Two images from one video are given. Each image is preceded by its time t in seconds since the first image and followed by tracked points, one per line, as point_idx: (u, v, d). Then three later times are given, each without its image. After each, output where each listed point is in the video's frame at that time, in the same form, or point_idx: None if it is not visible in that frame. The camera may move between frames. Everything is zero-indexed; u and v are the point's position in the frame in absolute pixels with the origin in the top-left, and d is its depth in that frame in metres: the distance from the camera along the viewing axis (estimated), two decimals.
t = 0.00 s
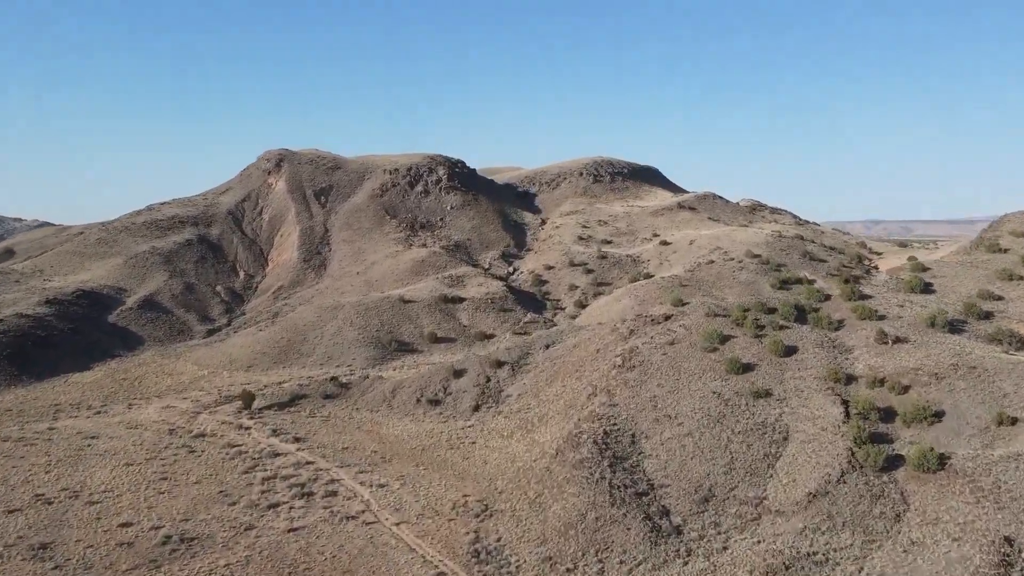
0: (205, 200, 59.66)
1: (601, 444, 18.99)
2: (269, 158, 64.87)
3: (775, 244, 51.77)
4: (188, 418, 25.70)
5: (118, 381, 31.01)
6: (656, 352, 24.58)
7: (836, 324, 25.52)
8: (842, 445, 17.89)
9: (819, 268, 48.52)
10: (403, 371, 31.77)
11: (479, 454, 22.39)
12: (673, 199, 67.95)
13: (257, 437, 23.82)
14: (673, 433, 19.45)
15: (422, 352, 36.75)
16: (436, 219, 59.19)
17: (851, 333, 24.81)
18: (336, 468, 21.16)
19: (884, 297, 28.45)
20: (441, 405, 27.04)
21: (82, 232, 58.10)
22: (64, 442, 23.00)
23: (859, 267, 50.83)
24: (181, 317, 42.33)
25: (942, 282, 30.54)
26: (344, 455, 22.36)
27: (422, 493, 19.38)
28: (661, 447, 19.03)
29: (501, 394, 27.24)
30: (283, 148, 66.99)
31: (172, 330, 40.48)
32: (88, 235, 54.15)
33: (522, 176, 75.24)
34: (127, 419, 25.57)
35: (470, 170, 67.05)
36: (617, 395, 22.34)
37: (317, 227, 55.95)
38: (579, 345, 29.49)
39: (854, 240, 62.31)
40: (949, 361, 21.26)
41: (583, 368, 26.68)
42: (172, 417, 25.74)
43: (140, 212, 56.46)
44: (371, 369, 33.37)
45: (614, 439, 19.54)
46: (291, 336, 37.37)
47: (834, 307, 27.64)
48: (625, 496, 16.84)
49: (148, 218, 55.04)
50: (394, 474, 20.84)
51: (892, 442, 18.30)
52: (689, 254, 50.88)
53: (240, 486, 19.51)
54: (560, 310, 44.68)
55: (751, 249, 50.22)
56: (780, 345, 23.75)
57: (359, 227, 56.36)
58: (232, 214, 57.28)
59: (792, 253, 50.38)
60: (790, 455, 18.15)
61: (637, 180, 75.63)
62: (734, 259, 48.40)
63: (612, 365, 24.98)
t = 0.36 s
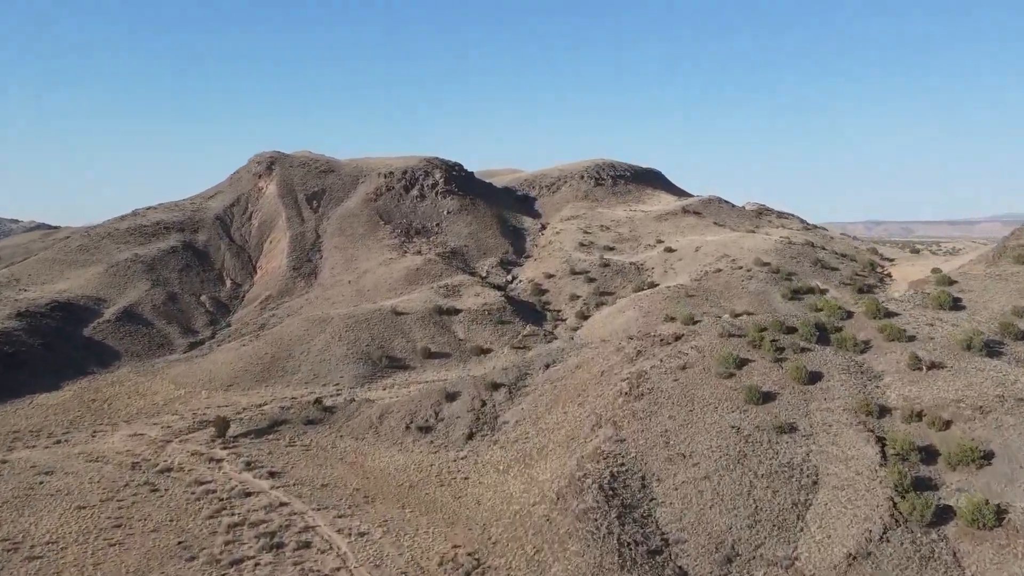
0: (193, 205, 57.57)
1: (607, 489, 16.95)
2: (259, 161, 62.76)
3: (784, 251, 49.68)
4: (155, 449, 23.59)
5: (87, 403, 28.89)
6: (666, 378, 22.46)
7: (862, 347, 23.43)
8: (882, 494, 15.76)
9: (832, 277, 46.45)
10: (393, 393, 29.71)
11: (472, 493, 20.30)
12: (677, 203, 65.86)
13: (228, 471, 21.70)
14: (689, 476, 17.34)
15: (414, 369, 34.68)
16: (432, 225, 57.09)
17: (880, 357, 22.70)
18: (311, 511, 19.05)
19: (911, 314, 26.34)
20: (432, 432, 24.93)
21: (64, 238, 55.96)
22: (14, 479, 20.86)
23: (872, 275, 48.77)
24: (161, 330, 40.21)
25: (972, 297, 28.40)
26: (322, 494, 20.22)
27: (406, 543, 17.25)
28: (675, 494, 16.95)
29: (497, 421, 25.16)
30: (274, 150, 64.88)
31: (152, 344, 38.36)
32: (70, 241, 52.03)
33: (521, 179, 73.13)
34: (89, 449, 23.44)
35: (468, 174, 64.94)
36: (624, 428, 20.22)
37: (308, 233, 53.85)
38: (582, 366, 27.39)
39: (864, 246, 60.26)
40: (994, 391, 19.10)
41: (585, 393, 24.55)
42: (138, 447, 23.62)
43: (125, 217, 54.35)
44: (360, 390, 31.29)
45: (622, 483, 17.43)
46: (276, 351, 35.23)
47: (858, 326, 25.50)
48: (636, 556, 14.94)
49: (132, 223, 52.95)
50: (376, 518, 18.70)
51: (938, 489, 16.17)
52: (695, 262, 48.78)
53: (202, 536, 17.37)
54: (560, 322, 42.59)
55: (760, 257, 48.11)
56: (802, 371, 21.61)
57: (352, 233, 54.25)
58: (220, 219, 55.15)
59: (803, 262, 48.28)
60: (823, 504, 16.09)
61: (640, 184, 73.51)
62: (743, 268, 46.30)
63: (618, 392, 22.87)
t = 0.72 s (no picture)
0: (181, 210, 55.54)
1: (616, 547, 15.00)
2: (250, 164, 60.74)
3: (795, 260, 47.65)
4: (118, 484, 21.53)
5: (52, 429, 26.82)
6: (679, 410, 20.41)
7: (892, 373, 21.37)
8: (933, 558, 13.76)
9: (845, 286, 44.42)
10: (382, 417, 27.69)
11: (465, 541, 18.26)
12: (682, 208, 63.79)
13: (195, 513, 19.66)
14: (708, 531, 15.34)
15: (407, 388, 32.65)
16: (428, 231, 55.05)
17: (913, 386, 20.62)
18: (284, 563, 17.01)
19: (942, 334, 24.29)
20: (422, 465, 22.89)
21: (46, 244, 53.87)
22: None
23: (887, 284, 46.75)
24: (141, 344, 38.15)
25: (1006, 313, 26.32)
26: (297, 542, 18.18)
27: None
28: (694, 552, 14.98)
29: (492, 453, 23.13)
30: (266, 153, 62.84)
31: (130, 359, 36.31)
32: (51, 248, 49.96)
33: (521, 182, 71.04)
34: (44, 485, 21.37)
35: (466, 178, 62.90)
36: (632, 468, 18.17)
37: (299, 240, 51.81)
38: (585, 390, 25.34)
39: (875, 253, 58.28)
40: None
41: (589, 422, 22.49)
42: (100, 482, 21.56)
43: (109, 224, 52.31)
44: (347, 412, 29.27)
45: (632, 539, 15.42)
46: (260, 368, 33.14)
47: (885, 349, 23.43)
48: None
49: (116, 230, 50.94)
50: (355, 573, 16.66)
51: (995, 548, 14.09)
52: (702, 271, 46.73)
53: None
54: (561, 335, 40.55)
55: (770, 266, 46.05)
56: (830, 402, 19.51)
57: (344, 240, 52.22)
58: (207, 225, 53.12)
59: (815, 271, 46.23)
60: (863, 568, 14.14)
61: (643, 187, 71.46)
62: (752, 278, 44.25)
63: (625, 423, 20.83)
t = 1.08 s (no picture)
0: (168, 216, 53.47)
1: None
2: (240, 168, 58.65)
3: (806, 270, 45.49)
4: (72, 529, 19.43)
5: (10, 459, 24.72)
6: (695, 450, 18.29)
7: (931, 407, 19.22)
8: None
9: (861, 297, 42.25)
10: (369, 446, 25.58)
11: None
12: (687, 213, 61.65)
13: (152, 566, 17.55)
14: None
15: (397, 410, 30.52)
16: (424, 238, 52.93)
17: (956, 424, 18.44)
18: None
19: (981, 359, 22.11)
20: (409, 505, 20.77)
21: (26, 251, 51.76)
22: None
23: (904, 296, 44.56)
24: (117, 360, 36.04)
25: None
26: None
27: None
28: None
29: (487, 492, 21.02)
30: (257, 157, 60.74)
31: (105, 377, 34.22)
32: (30, 255, 47.87)
33: (521, 187, 68.92)
34: None
35: (463, 182, 60.77)
36: (644, 522, 16.08)
37: (289, 247, 49.70)
38: (588, 419, 23.23)
39: (888, 261, 56.12)
40: None
41: (593, 458, 20.33)
42: (52, 527, 19.46)
43: (91, 230, 50.22)
44: (331, 439, 27.14)
45: None
46: (241, 388, 31.02)
47: (920, 377, 21.26)
48: None
49: (99, 237, 48.84)
50: None
51: None
52: (709, 281, 44.61)
53: None
54: (563, 350, 38.41)
55: (781, 276, 43.90)
56: (864, 442, 17.35)
57: (336, 247, 50.12)
58: (194, 232, 51.03)
59: (828, 281, 44.06)
60: None
61: (646, 192, 69.32)
62: (763, 289, 42.11)
63: (634, 464, 18.71)
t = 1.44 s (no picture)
0: (154, 223, 51.50)
1: None
2: (230, 172, 56.66)
3: (819, 279, 43.46)
4: None
5: None
6: (715, 498, 16.32)
7: (978, 446, 17.09)
8: None
9: (876, 309, 40.19)
10: (355, 479, 23.58)
11: None
12: (692, 219, 59.62)
13: None
14: None
15: (387, 435, 28.49)
16: (419, 246, 50.93)
17: (1007, 465, 16.28)
18: None
19: None
20: (396, 551, 18.77)
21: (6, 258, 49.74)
22: None
23: (921, 307, 42.48)
24: (93, 377, 34.05)
25: None
26: None
27: None
28: None
29: (482, 536, 19.01)
30: (248, 160, 58.75)
31: (78, 396, 32.23)
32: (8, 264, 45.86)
33: (521, 191, 66.90)
34: None
35: (461, 186, 58.77)
36: None
37: (279, 255, 47.68)
38: (593, 453, 21.22)
39: (901, 269, 54.10)
40: None
41: (598, 501, 18.30)
42: None
43: (73, 238, 48.22)
44: (315, 469, 25.13)
45: None
46: (220, 410, 29.00)
47: (959, 409, 19.15)
48: None
49: (80, 244, 46.84)
50: None
51: None
52: (718, 292, 42.59)
53: None
54: (564, 366, 36.40)
55: (792, 287, 41.88)
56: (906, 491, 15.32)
57: (328, 255, 48.13)
58: (180, 239, 49.04)
59: (841, 292, 42.02)
60: None
61: (650, 196, 67.33)
62: (774, 301, 40.09)
63: (645, 512, 16.76)
